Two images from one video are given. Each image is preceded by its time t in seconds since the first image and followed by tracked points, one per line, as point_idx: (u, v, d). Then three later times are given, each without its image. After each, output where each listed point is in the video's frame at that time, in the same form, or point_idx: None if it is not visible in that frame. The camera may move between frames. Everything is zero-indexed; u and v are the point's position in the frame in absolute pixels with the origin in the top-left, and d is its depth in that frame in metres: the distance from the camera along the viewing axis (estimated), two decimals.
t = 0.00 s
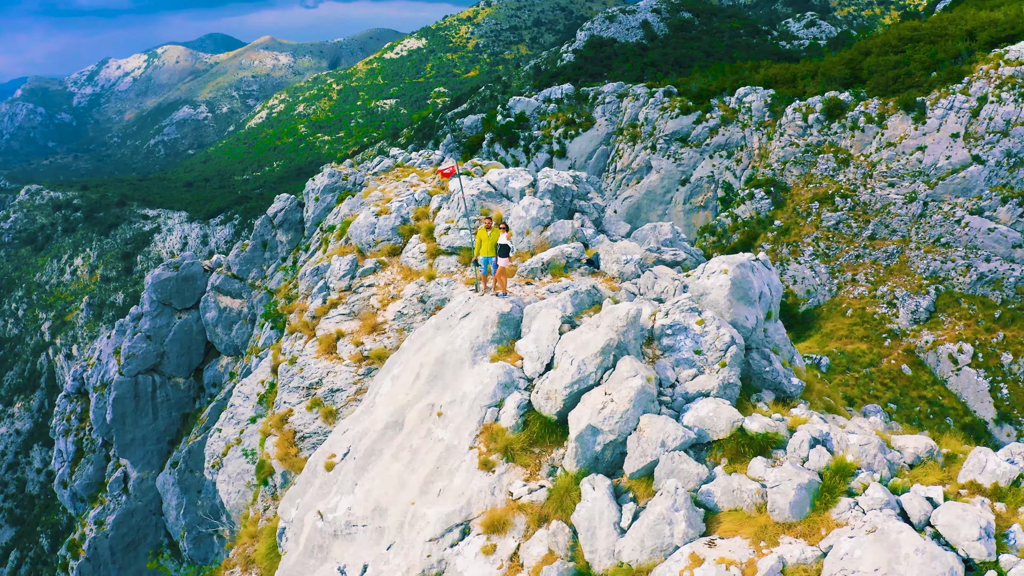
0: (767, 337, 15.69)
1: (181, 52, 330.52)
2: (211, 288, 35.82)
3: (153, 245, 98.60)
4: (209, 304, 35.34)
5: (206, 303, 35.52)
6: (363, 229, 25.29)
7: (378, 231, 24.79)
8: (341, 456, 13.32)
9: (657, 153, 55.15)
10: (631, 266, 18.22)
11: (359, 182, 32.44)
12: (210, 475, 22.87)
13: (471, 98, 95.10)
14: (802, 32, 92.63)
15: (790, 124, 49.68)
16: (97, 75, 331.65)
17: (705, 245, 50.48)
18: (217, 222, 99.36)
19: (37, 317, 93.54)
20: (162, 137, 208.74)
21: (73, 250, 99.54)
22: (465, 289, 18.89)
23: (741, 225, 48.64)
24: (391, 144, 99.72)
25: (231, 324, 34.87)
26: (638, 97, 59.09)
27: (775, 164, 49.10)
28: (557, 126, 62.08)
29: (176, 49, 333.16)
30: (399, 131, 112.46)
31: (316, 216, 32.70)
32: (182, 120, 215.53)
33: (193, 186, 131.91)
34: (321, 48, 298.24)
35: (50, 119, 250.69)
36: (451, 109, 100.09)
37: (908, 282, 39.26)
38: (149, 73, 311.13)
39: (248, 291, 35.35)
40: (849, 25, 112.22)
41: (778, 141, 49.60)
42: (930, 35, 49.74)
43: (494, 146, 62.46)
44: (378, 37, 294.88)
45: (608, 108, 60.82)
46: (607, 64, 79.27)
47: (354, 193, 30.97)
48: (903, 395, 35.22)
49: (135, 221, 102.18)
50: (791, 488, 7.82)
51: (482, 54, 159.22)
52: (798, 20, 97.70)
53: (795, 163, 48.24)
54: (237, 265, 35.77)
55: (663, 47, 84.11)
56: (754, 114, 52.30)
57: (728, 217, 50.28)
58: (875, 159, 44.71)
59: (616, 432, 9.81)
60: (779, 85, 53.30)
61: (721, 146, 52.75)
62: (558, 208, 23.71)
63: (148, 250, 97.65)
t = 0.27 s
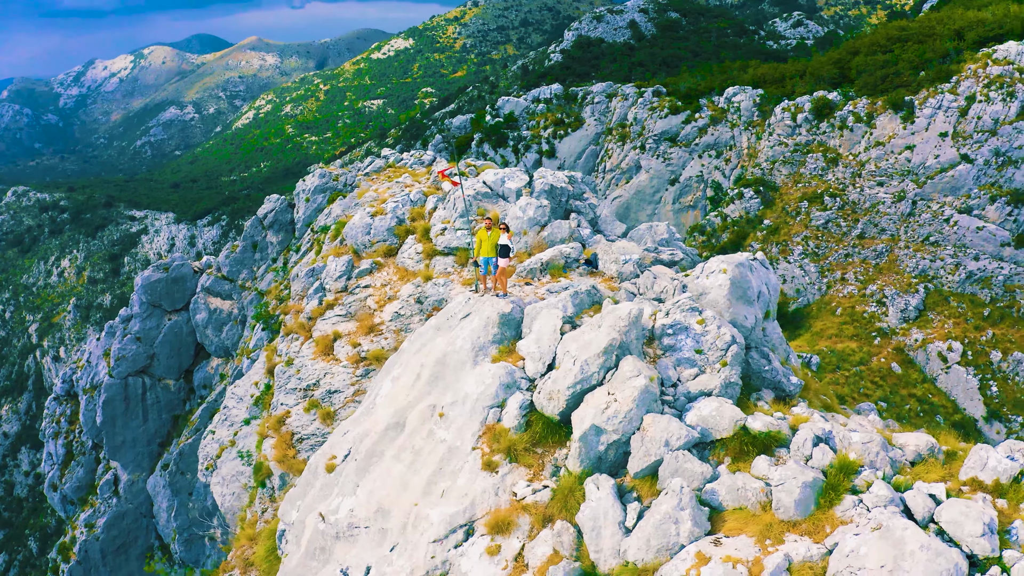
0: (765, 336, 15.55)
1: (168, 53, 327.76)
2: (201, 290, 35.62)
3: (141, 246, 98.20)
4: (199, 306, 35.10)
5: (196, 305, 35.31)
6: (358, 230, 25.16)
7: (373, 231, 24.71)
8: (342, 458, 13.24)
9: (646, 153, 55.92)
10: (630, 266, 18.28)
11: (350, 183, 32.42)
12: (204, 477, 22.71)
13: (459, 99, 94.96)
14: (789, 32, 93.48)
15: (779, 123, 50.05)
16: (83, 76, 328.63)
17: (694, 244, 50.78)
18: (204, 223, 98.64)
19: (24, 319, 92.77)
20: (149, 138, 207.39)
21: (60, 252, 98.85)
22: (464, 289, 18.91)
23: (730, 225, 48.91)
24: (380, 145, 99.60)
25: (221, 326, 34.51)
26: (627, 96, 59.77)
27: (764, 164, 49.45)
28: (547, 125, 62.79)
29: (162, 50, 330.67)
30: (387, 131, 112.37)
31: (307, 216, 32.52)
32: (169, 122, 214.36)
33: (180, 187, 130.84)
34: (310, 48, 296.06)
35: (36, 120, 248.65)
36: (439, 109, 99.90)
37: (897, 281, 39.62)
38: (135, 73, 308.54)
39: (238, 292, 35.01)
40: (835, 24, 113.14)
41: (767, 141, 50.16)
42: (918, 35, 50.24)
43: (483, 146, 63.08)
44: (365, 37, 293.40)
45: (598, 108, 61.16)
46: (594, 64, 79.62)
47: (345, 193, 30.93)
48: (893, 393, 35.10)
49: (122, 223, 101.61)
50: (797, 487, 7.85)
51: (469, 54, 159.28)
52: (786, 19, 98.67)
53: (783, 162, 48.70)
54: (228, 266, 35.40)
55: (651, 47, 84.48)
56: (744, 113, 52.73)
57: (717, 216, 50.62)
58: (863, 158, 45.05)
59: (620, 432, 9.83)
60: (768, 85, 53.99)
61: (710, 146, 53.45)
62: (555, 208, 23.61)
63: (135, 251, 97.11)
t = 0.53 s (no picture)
0: (763, 335, 15.53)
1: (156, 53, 324.50)
2: (191, 291, 35.41)
3: (129, 248, 97.62)
4: (190, 308, 34.87)
5: (186, 306, 35.04)
6: (354, 230, 25.12)
7: (370, 232, 24.66)
8: (343, 459, 13.18)
9: (636, 153, 55.65)
10: (630, 266, 18.38)
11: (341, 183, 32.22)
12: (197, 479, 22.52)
13: (447, 99, 94.61)
14: (777, 32, 94.37)
15: (768, 123, 50.20)
16: (70, 77, 325.59)
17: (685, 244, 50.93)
18: (192, 224, 97.94)
19: (11, 322, 92.00)
20: (135, 139, 205.95)
21: (47, 253, 98.11)
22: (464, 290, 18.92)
23: (720, 224, 49.18)
24: (369, 146, 99.25)
25: (211, 327, 34.46)
26: (617, 97, 59.46)
27: (753, 163, 49.75)
28: (537, 125, 62.29)
29: (149, 51, 328.04)
30: (375, 132, 112.04)
31: (297, 217, 32.37)
32: (156, 123, 212.93)
33: (167, 188, 129.89)
34: (298, 49, 294.75)
35: (22, 122, 246.54)
36: (427, 109, 99.49)
37: (887, 279, 39.99)
38: (122, 74, 306.02)
39: (229, 294, 34.79)
40: (821, 24, 113.87)
41: (756, 141, 50.27)
42: (907, 34, 50.46)
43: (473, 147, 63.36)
44: (353, 37, 291.99)
45: (587, 108, 61.30)
46: (582, 63, 79.77)
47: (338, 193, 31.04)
48: (885, 391, 35.53)
49: (110, 224, 101.00)
50: (802, 485, 7.92)
51: (457, 55, 159.15)
52: (774, 19, 99.55)
53: (773, 162, 48.92)
54: (218, 267, 35.29)
55: (639, 46, 84.66)
56: (733, 113, 52.76)
57: (707, 216, 50.92)
58: (853, 157, 45.38)
59: (624, 432, 9.86)
60: (757, 85, 53.91)
61: (700, 146, 53.30)
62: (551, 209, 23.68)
63: (123, 253, 96.50)
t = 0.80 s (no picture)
0: (762, 334, 15.62)
1: (142, 53, 321.16)
2: (182, 292, 34.79)
3: (116, 249, 97.11)
4: (180, 309, 34.35)
5: (177, 307, 34.56)
6: (350, 231, 24.97)
7: (365, 233, 24.49)
8: (345, 460, 13.14)
9: (625, 153, 56.24)
10: (629, 266, 18.44)
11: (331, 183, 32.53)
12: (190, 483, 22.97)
13: (435, 99, 94.52)
14: (765, 31, 95.41)
15: (758, 123, 50.74)
16: (56, 78, 322.86)
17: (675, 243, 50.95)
18: (179, 225, 97.45)
19: None
20: (122, 139, 204.49)
21: (35, 255, 97.52)
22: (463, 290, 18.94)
23: (710, 223, 49.62)
24: (357, 146, 98.95)
25: (202, 329, 33.96)
26: (606, 97, 60.12)
27: (743, 163, 50.16)
28: (527, 125, 63.27)
29: (135, 52, 325.15)
30: (363, 132, 111.76)
31: (289, 217, 32.68)
32: (143, 124, 211.49)
33: (155, 189, 128.82)
34: (286, 49, 293.41)
35: (8, 123, 244.40)
36: (415, 110, 99.10)
37: (877, 278, 40.10)
38: (108, 74, 302.94)
39: (220, 294, 34.14)
40: (807, 24, 114.67)
41: (746, 140, 50.88)
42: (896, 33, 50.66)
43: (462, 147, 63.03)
44: (340, 38, 290.74)
45: (577, 108, 61.65)
46: (571, 64, 80.04)
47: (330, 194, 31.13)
48: (876, 389, 35.43)
49: (97, 225, 100.44)
50: (807, 483, 7.97)
51: (445, 54, 159.17)
52: (762, 19, 100.45)
53: (763, 161, 49.24)
54: (209, 268, 34.81)
55: (627, 46, 85.04)
56: (723, 113, 53.60)
57: (697, 216, 51.25)
58: (842, 156, 45.78)
59: (628, 431, 9.89)
60: (746, 85, 54.67)
61: (690, 146, 53.99)
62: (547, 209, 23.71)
63: (111, 254, 96.02)
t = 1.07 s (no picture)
0: (762, 333, 15.78)
1: (129, 54, 318.00)
2: (173, 294, 34.55)
3: (104, 251, 96.57)
4: (170, 310, 34.14)
5: (167, 309, 34.42)
6: (346, 232, 24.88)
7: (362, 233, 24.41)
8: (346, 462, 13.09)
9: (616, 152, 56.27)
10: (628, 266, 18.42)
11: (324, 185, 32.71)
12: (187, 484, 22.69)
13: (423, 100, 94.39)
14: (752, 31, 96.15)
15: (747, 123, 50.64)
16: (43, 79, 319.96)
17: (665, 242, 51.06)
18: (167, 227, 96.97)
19: None
20: (110, 140, 202.95)
21: (22, 257, 96.86)
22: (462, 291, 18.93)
23: (700, 223, 49.81)
24: (346, 146, 98.75)
25: (194, 330, 33.79)
26: (597, 97, 60.51)
27: (733, 162, 50.25)
28: (517, 125, 63.18)
29: (122, 52, 322.38)
30: (350, 132, 111.42)
31: (280, 218, 32.46)
32: (131, 125, 209.96)
33: (143, 190, 127.76)
34: (275, 49, 291.83)
35: None
36: (403, 111, 98.72)
37: (867, 277, 40.66)
38: (95, 75, 300.14)
39: (211, 296, 34.10)
40: (794, 24, 115.35)
41: (736, 139, 50.80)
42: (886, 32, 51.12)
43: (452, 147, 61.96)
44: (328, 39, 289.44)
45: (567, 107, 61.85)
46: (559, 63, 80.16)
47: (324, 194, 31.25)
48: (866, 387, 36.01)
49: (85, 227, 99.93)
50: (812, 481, 8.01)
51: (433, 55, 159.03)
52: (750, 19, 101.10)
53: (753, 161, 49.39)
54: (199, 269, 34.72)
55: (616, 46, 85.30)
56: (713, 112, 53.68)
57: (687, 215, 51.50)
58: (832, 155, 45.85)
59: (631, 431, 9.90)
60: (737, 84, 54.86)
61: (679, 145, 54.02)
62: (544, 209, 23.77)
63: (99, 256, 95.50)
